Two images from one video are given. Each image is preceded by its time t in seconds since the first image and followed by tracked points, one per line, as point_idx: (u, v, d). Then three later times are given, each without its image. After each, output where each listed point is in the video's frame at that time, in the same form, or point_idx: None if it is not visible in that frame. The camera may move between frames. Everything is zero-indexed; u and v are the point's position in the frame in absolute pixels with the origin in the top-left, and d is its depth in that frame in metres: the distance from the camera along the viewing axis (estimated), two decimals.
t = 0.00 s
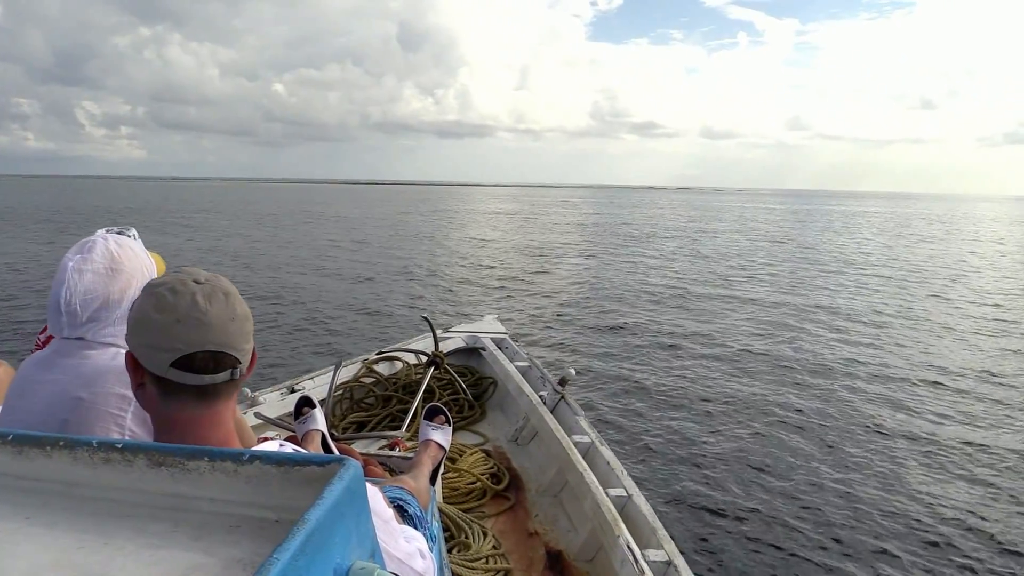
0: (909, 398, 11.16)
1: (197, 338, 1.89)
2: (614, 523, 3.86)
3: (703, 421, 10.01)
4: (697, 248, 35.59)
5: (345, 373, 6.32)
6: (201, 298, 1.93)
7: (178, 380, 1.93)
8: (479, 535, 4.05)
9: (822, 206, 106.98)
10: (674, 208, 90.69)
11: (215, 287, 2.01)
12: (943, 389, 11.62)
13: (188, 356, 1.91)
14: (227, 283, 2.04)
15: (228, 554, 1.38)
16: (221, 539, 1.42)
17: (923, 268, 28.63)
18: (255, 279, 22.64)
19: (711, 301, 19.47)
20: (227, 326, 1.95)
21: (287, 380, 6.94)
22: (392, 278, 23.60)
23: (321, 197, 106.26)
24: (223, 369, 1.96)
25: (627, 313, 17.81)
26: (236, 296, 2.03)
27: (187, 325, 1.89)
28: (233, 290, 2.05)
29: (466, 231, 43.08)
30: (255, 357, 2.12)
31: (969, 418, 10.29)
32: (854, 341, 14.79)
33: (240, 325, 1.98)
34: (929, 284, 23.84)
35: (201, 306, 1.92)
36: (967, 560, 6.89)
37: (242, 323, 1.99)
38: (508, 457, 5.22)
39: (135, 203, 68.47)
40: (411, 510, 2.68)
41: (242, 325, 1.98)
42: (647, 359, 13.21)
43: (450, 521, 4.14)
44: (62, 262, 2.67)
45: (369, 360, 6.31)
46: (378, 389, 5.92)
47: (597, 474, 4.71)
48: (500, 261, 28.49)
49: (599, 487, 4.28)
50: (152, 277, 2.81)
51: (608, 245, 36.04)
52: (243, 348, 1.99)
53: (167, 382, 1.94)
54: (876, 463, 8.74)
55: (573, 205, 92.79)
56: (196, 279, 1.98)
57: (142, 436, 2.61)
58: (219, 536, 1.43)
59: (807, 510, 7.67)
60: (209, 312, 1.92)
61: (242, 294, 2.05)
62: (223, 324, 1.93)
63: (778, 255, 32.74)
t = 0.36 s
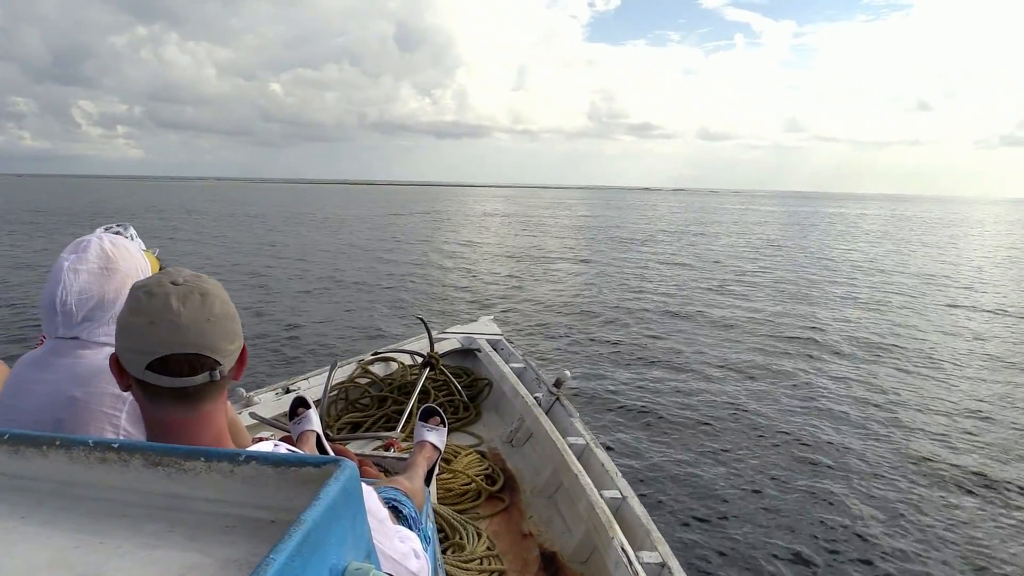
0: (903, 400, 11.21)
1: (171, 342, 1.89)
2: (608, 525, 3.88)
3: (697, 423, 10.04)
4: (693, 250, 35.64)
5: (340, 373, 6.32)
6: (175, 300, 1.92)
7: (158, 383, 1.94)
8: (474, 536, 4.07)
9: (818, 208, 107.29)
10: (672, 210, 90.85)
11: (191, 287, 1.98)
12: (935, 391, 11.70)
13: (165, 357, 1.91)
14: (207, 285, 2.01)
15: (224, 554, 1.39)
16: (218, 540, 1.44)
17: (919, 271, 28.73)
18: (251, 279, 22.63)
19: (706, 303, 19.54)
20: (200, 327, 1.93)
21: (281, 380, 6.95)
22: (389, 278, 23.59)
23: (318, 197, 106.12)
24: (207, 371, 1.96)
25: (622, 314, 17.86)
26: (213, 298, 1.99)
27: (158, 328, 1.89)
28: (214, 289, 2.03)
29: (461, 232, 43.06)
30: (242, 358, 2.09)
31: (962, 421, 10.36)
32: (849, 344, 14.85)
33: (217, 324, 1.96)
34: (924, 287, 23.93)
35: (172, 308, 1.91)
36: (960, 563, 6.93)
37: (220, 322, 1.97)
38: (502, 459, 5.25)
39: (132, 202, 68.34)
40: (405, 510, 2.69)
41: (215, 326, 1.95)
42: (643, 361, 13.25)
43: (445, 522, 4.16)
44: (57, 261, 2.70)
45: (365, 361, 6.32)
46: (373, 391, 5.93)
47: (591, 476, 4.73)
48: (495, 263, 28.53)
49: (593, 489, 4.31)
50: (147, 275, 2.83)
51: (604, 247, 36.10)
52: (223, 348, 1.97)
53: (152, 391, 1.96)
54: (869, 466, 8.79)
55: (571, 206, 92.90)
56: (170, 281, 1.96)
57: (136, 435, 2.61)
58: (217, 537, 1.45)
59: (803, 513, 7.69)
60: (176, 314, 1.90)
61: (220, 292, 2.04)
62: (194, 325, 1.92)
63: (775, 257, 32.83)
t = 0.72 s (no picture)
0: (901, 402, 11.25)
1: (144, 342, 1.95)
2: (606, 528, 3.89)
3: (696, 426, 10.05)
4: (690, 251, 35.68)
5: (339, 377, 6.32)
6: (150, 301, 1.99)
7: (135, 384, 1.98)
8: (472, 540, 4.07)
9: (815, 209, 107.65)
10: (668, 212, 91.13)
11: (175, 288, 2.05)
12: (932, 393, 11.73)
13: (139, 357, 1.97)
14: (185, 287, 2.05)
15: (225, 557, 1.40)
16: (219, 543, 1.44)
17: (915, 272, 28.83)
18: (249, 282, 22.59)
19: (703, 304, 19.56)
20: (168, 331, 1.94)
21: (279, 384, 6.94)
22: (386, 280, 23.58)
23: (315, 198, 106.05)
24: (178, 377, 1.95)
25: (620, 316, 17.85)
26: (190, 300, 2.02)
27: (133, 326, 1.97)
28: (193, 292, 2.04)
29: (458, 234, 42.98)
30: (231, 363, 2.07)
31: (958, 422, 10.40)
32: (846, 345, 14.89)
33: (186, 329, 1.96)
34: (921, 288, 24.01)
35: (144, 310, 1.97)
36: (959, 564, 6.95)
37: (189, 327, 1.96)
38: (500, 462, 5.25)
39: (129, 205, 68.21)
40: (403, 515, 2.70)
41: (184, 328, 1.96)
42: (641, 364, 13.26)
43: (443, 526, 4.16)
44: (52, 267, 2.71)
45: (363, 364, 6.32)
46: (371, 394, 5.93)
47: (589, 479, 4.74)
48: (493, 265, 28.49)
49: (591, 492, 4.31)
50: (141, 279, 2.84)
51: (601, 248, 36.16)
52: (190, 352, 1.95)
53: (135, 392, 2.01)
54: (867, 468, 8.81)
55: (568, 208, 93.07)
56: (158, 289, 2.02)
57: (133, 440, 2.61)
58: (217, 541, 1.45)
59: (803, 515, 7.70)
60: (149, 314, 1.97)
61: (200, 297, 2.04)
62: (162, 326, 1.95)
63: (772, 257, 32.89)
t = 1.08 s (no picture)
0: (897, 405, 11.26)
1: (140, 348, 1.94)
2: (603, 535, 3.89)
3: (693, 430, 10.06)
4: (685, 254, 35.73)
5: (336, 384, 6.31)
6: (150, 308, 1.98)
7: (132, 390, 1.98)
8: (470, 547, 4.06)
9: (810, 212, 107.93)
10: (664, 215, 91.22)
11: (174, 296, 2.02)
12: (927, 395, 11.77)
13: (137, 363, 1.96)
14: (187, 294, 2.04)
15: (225, 564, 1.39)
16: (219, 549, 1.44)
17: (909, 275, 28.92)
18: (243, 285, 22.51)
19: (700, 307, 19.59)
20: (165, 337, 1.94)
21: (278, 392, 6.92)
22: (382, 284, 23.54)
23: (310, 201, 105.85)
24: (176, 384, 1.94)
25: (617, 319, 17.87)
26: (191, 307, 2.01)
27: (132, 332, 1.97)
28: (192, 298, 2.04)
29: (455, 238, 42.98)
30: (229, 370, 2.06)
31: (953, 425, 10.44)
32: (842, 349, 14.90)
33: (183, 335, 1.95)
34: (915, 291, 24.08)
35: (142, 316, 1.98)
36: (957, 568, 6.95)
37: (187, 333, 1.96)
38: (498, 469, 5.24)
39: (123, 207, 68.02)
40: (401, 521, 2.69)
41: (183, 335, 1.95)
42: (637, 367, 13.26)
43: (441, 532, 4.15)
44: (45, 275, 2.69)
45: (360, 371, 6.31)
46: (369, 401, 5.92)
47: (586, 486, 4.74)
48: (489, 268, 28.50)
49: (589, 499, 4.31)
50: (135, 286, 2.83)
51: (597, 252, 36.18)
52: (187, 358, 1.95)
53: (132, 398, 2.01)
54: (863, 471, 8.83)
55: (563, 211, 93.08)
56: (160, 295, 2.01)
57: (132, 445, 2.59)
58: (217, 547, 1.44)
59: (800, 520, 7.70)
60: (147, 319, 1.97)
61: (200, 304, 2.03)
62: (160, 332, 1.94)
63: (767, 261, 32.95)
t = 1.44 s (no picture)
0: (894, 400, 11.30)
1: (141, 356, 1.95)
2: (602, 539, 3.90)
3: (690, 429, 10.09)
4: (681, 254, 35.80)
5: (334, 392, 6.31)
6: (151, 317, 1.99)
7: (132, 398, 1.98)
8: (468, 553, 4.07)
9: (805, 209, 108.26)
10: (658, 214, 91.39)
11: (174, 306, 2.04)
12: (922, 389, 11.83)
13: (137, 372, 1.97)
14: (187, 303, 2.06)
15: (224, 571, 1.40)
16: (217, 558, 1.44)
17: (905, 269, 29.01)
18: (240, 293, 22.49)
19: (694, 306, 19.65)
20: (165, 344, 1.95)
21: (275, 402, 6.92)
22: (378, 290, 23.52)
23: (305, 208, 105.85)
24: (177, 391, 1.96)
25: (612, 320, 17.90)
26: (191, 315, 2.02)
27: (133, 339, 1.98)
28: (193, 306, 2.06)
29: (449, 242, 43.00)
30: (229, 379, 2.07)
31: (949, 418, 10.50)
32: (839, 345, 14.94)
33: (183, 343, 1.96)
34: (911, 286, 24.15)
35: (143, 324, 1.99)
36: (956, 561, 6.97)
37: (187, 341, 1.97)
38: (496, 475, 5.26)
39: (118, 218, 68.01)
40: (400, 528, 2.70)
41: (184, 343, 1.96)
42: (635, 368, 13.28)
43: (439, 539, 4.16)
44: (40, 286, 2.69)
45: (358, 378, 6.31)
46: (366, 408, 5.92)
47: (584, 489, 4.75)
48: (484, 271, 28.52)
49: (586, 503, 4.33)
50: (129, 296, 2.83)
51: (593, 253, 36.24)
52: (188, 366, 1.96)
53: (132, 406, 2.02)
54: (860, 466, 8.86)
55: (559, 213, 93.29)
56: (162, 304, 2.03)
57: (129, 455, 2.60)
58: (214, 555, 1.45)
59: (799, 517, 7.72)
60: (148, 327, 1.98)
61: (200, 312, 2.05)
62: (161, 340, 1.95)
63: (763, 258, 33.01)
